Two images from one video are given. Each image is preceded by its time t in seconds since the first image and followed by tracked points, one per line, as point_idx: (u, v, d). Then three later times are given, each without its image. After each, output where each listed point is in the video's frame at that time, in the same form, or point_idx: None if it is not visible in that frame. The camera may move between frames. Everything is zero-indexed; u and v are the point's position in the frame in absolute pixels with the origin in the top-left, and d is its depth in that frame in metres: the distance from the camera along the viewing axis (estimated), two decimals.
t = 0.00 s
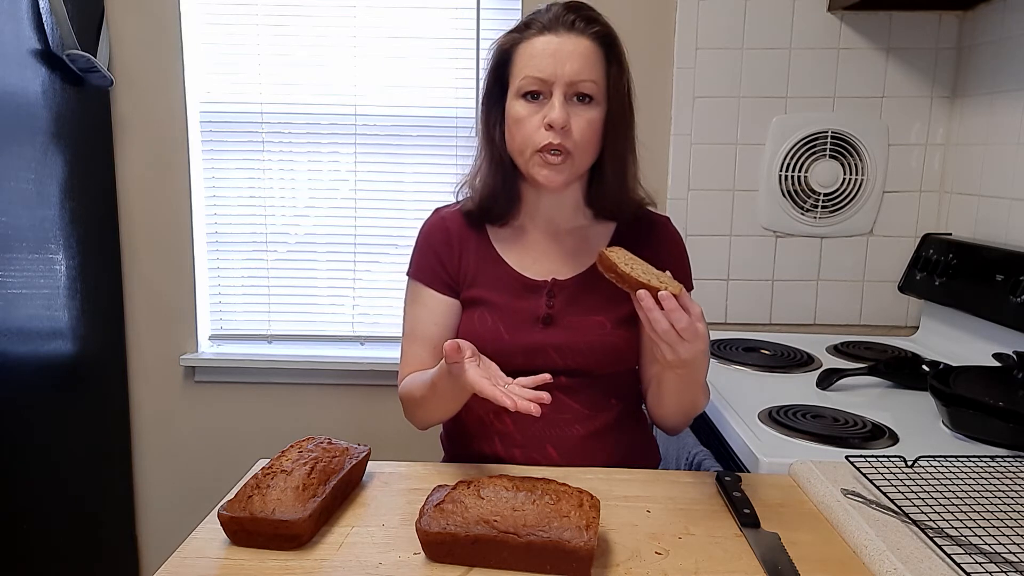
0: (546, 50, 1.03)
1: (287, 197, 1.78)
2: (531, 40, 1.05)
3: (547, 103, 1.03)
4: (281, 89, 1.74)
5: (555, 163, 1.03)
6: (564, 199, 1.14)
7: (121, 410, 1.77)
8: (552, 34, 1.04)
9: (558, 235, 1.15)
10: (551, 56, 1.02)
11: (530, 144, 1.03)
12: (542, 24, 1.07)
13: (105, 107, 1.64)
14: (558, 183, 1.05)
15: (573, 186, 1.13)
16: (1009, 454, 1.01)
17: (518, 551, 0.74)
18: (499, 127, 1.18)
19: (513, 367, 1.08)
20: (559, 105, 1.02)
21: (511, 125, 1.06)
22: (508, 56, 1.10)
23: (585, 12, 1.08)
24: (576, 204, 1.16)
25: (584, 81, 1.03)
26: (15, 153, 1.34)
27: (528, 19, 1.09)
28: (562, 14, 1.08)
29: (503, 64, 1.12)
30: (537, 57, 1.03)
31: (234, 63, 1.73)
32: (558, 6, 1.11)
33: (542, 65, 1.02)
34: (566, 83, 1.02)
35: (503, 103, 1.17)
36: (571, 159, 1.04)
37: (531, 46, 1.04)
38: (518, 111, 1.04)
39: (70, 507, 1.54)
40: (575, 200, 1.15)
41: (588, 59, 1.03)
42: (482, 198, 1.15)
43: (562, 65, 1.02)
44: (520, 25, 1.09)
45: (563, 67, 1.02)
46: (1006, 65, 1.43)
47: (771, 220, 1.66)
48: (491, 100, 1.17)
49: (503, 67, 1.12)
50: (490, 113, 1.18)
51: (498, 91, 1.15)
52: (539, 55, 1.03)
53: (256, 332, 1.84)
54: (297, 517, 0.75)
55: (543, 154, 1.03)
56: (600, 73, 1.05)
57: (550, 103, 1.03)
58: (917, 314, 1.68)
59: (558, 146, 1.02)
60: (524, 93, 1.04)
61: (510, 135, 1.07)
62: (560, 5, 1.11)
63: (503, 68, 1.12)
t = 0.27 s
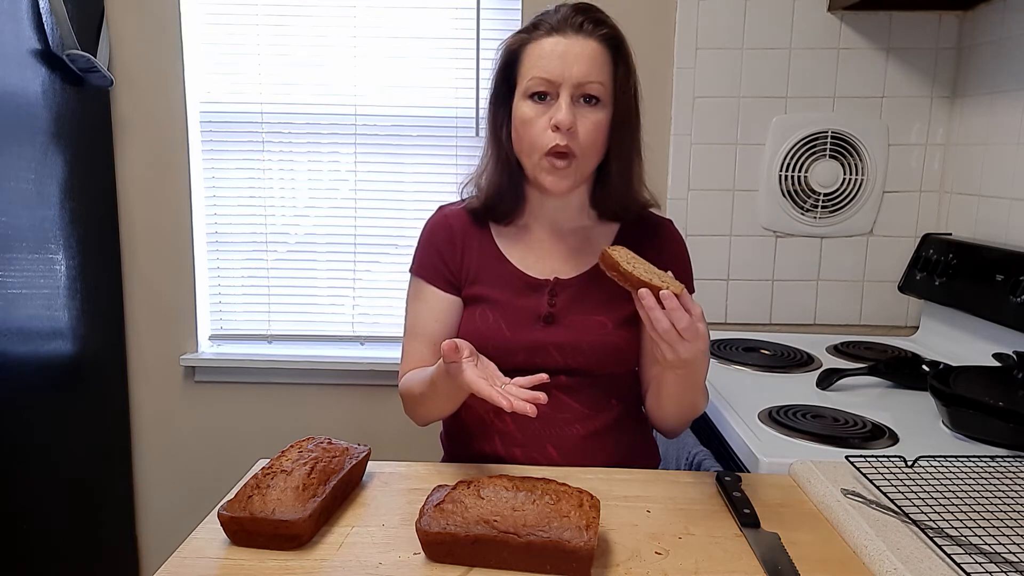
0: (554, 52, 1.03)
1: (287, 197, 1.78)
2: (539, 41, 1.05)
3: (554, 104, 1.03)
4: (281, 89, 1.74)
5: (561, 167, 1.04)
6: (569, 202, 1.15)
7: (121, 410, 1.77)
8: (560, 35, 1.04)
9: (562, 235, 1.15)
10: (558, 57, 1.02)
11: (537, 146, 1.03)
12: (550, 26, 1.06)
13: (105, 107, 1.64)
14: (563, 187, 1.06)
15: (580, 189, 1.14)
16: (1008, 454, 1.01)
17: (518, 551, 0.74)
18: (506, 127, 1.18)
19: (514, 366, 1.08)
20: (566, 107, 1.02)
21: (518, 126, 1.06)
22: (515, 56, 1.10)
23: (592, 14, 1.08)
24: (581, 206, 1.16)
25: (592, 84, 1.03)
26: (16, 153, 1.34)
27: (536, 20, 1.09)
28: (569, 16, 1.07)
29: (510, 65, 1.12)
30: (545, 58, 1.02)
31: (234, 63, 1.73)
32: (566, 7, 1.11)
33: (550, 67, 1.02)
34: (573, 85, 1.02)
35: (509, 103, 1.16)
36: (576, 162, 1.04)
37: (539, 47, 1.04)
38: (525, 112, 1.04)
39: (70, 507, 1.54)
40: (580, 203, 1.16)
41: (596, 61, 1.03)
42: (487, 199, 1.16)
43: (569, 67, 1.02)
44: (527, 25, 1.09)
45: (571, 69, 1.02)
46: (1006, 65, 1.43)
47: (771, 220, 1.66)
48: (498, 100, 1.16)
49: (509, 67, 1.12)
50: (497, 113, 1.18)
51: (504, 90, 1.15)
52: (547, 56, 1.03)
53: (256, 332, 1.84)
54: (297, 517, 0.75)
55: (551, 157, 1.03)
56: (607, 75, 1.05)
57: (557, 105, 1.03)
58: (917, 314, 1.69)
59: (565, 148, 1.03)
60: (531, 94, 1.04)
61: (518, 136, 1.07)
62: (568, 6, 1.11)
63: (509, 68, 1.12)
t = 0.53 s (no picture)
0: (553, 48, 1.03)
1: (287, 197, 1.78)
2: (538, 38, 1.05)
3: (554, 98, 1.03)
4: (281, 89, 1.74)
5: (562, 158, 1.03)
6: (570, 198, 1.14)
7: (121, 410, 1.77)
8: (559, 32, 1.05)
9: (565, 234, 1.15)
10: (557, 52, 1.02)
11: (538, 140, 1.03)
12: (548, 23, 1.07)
13: (105, 107, 1.64)
14: (565, 178, 1.05)
15: (582, 184, 1.13)
16: (1009, 454, 1.01)
17: (518, 551, 0.74)
18: (508, 128, 1.18)
19: (516, 366, 1.08)
20: (566, 100, 1.02)
21: (519, 122, 1.06)
22: (515, 55, 1.10)
23: (590, 10, 1.09)
24: (584, 204, 1.16)
25: (591, 76, 1.03)
26: (16, 153, 1.34)
27: (535, 19, 1.09)
28: (567, 12, 1.08)
29: (511, 64, 1.12)
30: (544, 54, 1.03)
31: (233, 63, 1.73)
32: (565, 5, 1.11)
33: (549, 61, 1.03)
34: (573, 79, 1.02)
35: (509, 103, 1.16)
36: (578, 153, 1.04)
37: (538, 44, 1.05)
38: (525, 108, 1.04)
39: (70, 507, 1.54)
40: (583, 200, 1.15)
41: (594, 54, 1.03)
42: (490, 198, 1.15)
43: (568, 61, 1.02)
44: (527, 24, 1.10)
45: (570, 63, 1.02)
46: (1007, 65, 1.43)
47: (771, 220, 1.66)
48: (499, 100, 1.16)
49: (510, 66, 1.12)
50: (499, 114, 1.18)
51: (505, 90, 1.15)
52: (546, 52, 1.03)
53: (257, 331, 1.84)
54: (297, 517, 0.75)
55: (552, 149, 1.03)
56: (606, 67, 1.05)
57: (557, 99, 1.03)
58: (917, 314, 1.69)
59: (566, 140, 1.02)
60: (531, 90, 1.05)
61: (519, 133, 1.07)
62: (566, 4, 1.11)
63: (509, 67, 1.12)
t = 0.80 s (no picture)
0: (552, 51, 1.03)
1: (287, 197, 1.78)
2: (538, 40, 1.05)
3: (554, 103, 1.03)
4: (280, 89, 1.74)
5: (561, 164, 1.03)
6: (570, 198, 1.14)
7: (121, 410, 1.77)
8: (559, 35, 1.05)
9: (563, 234, 1.15)
10: (556, 56, 1.02)
11: (536, 144, 1.03)
12: (548, 25, 1.07)
13: (105, 107, 1.64)
14: (564, 181, 1.05)
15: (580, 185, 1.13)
16: (1008, 454, 1.01)
17: (518, 551, 0.74)
18: (507, 127, 1.18)
19: (516, 365, 1.07)
20: (565, 105, 1.02)
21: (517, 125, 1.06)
22: (515, 56, 1.10)
23: (590, 13, 1.08)
24: (582, 204, 1.16)
25: (590, 82, 1.03)
26: (16, 153, 1.34)
27: (534, 21, 1.09)
28: (567, 16, 1.07)
29: (510, 64, 1.12)
30: (544, 58, 1.03)
31: (234, 63, 1.73)
32: (565, 7, 1.11)
33: (548, 66, 1.02)
34: (572, 84, 1.02)
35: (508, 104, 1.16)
36: (577, 157, 1.04)
37: (537, 47, 1.04)
38: (524, 111, 1.04)
39: (70, 507, 1.54)
40: (581, 200, 1.15)
41: (594, 59, 1.03)
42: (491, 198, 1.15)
43: (568, 66, 1.02)
44: (527, 25, 1.09)
45: (569, 67, 1.02)
46: (1007, 65, 1.43)
47: (771, 220, 1.66)
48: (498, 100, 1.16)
49: (509, 67, 1.12)
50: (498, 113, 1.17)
51: (504, 90, 1.15)
52: (546, 56, 1.03)
53: (257, 331, 1.84)
54: (297, 517, 0.75)
55: (551, 154, 1.03)
56: (605, 73, 1.05)
57: (556, 103, 1.03)
58: (917, 314, 1.69)
59: (565, 146, 1.02)
60: (530, 94, 1.04)
61: (517, 136, 1.07)
62: (565, 5, 1.11)
63: (508, 67, 1.12)
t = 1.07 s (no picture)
0: (553, 52, 1.03)
1: (287, 197, 1.78)
2: (538, 41, 1.05)
3: (554, 104, 1.03)
4: (280, 89, 1.74)
5: (562, 165, 1.04)
6: (569, 198, 1.14)
7: (121, 410, 1.77)
8: (559, 36, 1.05)
9: (562, 234, 1.15)
10: (556, 57, 1.02)
11: (537, 145, 1.03)
12: (549, 26, 1.07)
13: (105, 107, 1.64)
14: (564, 183, 1.05)
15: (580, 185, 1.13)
16: (1008, 454, 1.01)
17: (517, 551, 0.74)
18: (506, 128, 1.18)
19: (516, 366, 1.07)
20: (566, 106, 1.02)
21: (518, 125, 1.06)
22: (515, 57, 1.10)
23: (591, 14, 1.08)
24: (582, 204, 1.16)
25: (590, 84, 1.03)
26: (16, 153, 1.34)
27: (535, 21, 1.09)
28: (568, 16, 1.07)
29: (510, 64, 1.12)
30: (544, 59, 1.02)
31: (234, 63, 1.73)
32: (566, 7, 1.11)
33: (549, 67, 1.02)
34: (573, 85, 1.02)
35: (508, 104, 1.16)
36: (578, 159, 1.04)
37: (538, 47, 1.04)
38: (525, 111, 1.04)
39: (70, 506, 1.54)
40: (581, 200, 1.15)
41: (594, 60, 1.03)
42: (490, 198, 1.15)
43: (569, 67, 1.02)
44: (527, 25, 1.09)
45: (570, 69, 1.02)
46: (1007, 65, 1.43)
47: (771, 220, 1.66)
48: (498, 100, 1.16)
49: (509, 67, 1.12)
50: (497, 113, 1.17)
51: (504, 90, 1.15)
52: (546, 56, 1.03)
53: (257, 331, 1.84)
54: (297, 517, 0.75)
55: (552, 155, 1.03)
56: (606, 74, 1.05)
57: (557, 105, 1.03)
58: (917, 314, 1.69)
59: (565, 147, 1.02)
60: (530, 94, 1.04)
61: (518, 136, 1.07)
62: (566, 5, 1.11)
63: (508, 68, 1.12)
